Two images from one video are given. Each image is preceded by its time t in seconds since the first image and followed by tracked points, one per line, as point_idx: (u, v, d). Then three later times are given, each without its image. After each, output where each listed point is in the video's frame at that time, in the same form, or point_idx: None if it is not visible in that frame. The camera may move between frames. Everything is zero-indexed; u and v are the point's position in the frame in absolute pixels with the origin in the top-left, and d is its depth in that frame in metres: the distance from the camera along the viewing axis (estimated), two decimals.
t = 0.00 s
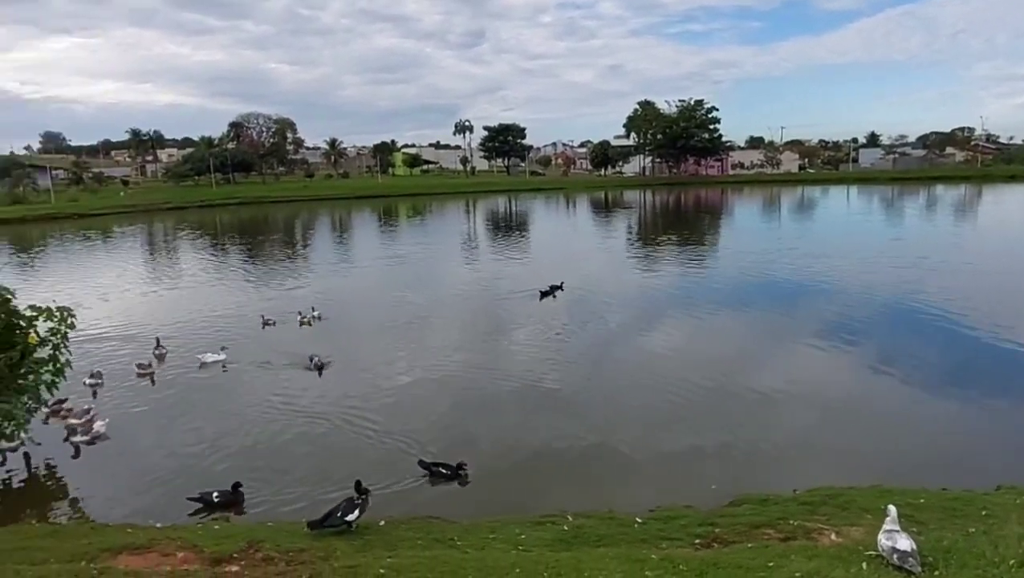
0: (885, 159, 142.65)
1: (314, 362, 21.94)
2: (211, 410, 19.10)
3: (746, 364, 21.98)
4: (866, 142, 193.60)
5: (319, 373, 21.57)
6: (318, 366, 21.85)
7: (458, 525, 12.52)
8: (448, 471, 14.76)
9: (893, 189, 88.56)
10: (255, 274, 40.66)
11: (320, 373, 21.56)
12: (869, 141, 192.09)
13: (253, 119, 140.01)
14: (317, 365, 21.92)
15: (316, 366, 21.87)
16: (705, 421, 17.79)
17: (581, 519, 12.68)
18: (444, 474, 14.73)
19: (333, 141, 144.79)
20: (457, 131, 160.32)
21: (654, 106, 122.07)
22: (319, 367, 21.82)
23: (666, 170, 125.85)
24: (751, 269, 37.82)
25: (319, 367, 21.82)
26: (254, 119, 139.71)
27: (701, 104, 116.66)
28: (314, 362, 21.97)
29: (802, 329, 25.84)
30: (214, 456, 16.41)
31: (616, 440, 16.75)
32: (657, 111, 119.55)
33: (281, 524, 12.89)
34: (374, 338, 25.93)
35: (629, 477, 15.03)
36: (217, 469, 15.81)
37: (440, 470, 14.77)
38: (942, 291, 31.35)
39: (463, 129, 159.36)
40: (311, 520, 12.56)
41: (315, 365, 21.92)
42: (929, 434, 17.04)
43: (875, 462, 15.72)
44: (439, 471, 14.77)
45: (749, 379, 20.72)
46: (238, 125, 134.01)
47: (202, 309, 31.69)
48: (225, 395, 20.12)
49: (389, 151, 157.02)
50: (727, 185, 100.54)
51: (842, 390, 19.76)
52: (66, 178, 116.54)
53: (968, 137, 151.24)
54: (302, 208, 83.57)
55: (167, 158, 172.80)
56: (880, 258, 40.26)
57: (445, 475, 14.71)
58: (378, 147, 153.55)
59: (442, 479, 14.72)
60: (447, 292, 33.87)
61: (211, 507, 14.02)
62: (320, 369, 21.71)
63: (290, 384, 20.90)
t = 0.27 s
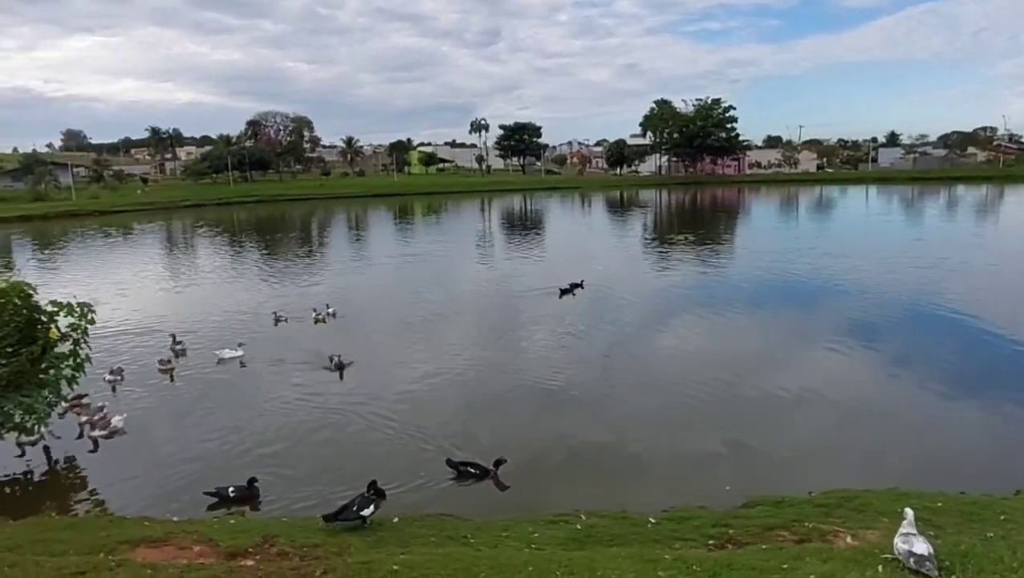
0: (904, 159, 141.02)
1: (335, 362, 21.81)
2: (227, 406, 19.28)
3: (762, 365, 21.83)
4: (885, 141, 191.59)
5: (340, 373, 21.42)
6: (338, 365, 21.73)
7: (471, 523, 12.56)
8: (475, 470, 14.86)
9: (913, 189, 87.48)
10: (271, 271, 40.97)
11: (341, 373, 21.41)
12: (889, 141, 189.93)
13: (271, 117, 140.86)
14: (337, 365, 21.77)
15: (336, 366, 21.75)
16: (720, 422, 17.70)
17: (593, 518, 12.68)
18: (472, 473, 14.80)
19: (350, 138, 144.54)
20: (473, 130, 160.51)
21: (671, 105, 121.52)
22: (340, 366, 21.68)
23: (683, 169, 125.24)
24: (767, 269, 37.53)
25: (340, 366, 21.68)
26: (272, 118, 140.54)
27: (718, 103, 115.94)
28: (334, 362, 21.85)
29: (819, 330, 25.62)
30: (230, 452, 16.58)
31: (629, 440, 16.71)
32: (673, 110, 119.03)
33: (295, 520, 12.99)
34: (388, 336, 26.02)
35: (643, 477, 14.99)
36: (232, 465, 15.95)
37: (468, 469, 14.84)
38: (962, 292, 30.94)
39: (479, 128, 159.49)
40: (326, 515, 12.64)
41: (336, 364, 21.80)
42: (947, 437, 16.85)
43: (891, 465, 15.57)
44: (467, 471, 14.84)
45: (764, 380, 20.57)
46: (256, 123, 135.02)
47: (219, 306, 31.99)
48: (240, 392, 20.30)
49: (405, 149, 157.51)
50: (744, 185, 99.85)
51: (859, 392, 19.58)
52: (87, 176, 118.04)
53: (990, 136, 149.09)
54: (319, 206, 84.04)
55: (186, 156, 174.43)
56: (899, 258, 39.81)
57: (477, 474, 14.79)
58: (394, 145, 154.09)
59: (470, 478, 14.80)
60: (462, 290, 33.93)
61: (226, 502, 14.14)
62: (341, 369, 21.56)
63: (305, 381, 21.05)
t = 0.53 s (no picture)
0: (918, 159, 139.97)
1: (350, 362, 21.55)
2: (236, 402, 19.38)
3: (771, 366, 21.73)
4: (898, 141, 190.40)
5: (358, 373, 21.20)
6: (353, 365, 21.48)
7: (478, 520, 12.59)
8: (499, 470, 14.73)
9: (927, 190, 86.78)
10: (282, 268, 41.16)
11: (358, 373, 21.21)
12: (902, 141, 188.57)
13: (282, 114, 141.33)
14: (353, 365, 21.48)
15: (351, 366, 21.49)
16: (729, 422, 17.66)
17: (601, 517, 12.67)
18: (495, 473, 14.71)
19: (360, 138, 145.79)
20: (483, 128, 160.58)
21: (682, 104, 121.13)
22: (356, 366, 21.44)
23: (693, 169, 124.84)
24: (778, 269, 37.35)
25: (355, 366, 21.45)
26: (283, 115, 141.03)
27: (730, 102, 115.47)
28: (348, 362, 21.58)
29: (829, 330, 25.49)
30: (239, 447, 16.68)
31: (637, 439, 16.68)
32: (684, 109, 118.67)
33: (304, 515, 13.06)
34: (397, 333, 26.09)
35: (651, 476, 14.96)
36: (242, 460, 16.06)
37: (492, 468, 14.76)
38: (975, 294, 30.68)
39: (490, 126, 159.54)
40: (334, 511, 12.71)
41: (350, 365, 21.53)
42: (958, 440, 16.73)
43: (902, 467, 15.47)
44: (490, 470, 14.76)
45: (774, 380, 20.49)
46: (267, 120, 135.66)
47: (230, 302, 32.17)
48: (250, 388, 20.40)
49: (415, 147, 157.78)
50: (755, 184, 99.41)
51: (870, 393, 19.47)
52: (100, 172, 119.02)
53: (1005, 137, 147.70)
54: (329, 203, 84.32)
55: (198, 153, 175.51)
56: (912, 259, 39.52)
57: (501, 473, 14.68)
58: (405, 143, 154.43)
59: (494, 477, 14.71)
60: (471, 288, 33.97)
61: (236, 497, 14.24)
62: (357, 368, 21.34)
63: (315, 377, 21.13)
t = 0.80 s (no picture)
0: (935, 159, 138.61)
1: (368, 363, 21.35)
2: (249, 398, 19.53)
3: (784, 366, 21.63)
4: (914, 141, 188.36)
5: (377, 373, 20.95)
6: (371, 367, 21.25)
7: (489, 517, 12.63)
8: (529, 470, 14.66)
9: (944, 190, 85.92)
10: (295, 265, 41.40)
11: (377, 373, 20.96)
12: (918, 141, 186.85)
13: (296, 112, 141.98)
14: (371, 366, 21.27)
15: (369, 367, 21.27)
16: (740, 423, 17.61)
17: (611, 515, 12.68)
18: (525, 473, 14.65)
19: (373, 135, 145.31)
20: (496, 127, 160.63)
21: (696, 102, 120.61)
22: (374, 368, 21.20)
23: (707, 168, 124.30)
24: (792, 269, 37.13)
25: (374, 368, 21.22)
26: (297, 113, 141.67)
27: (744, 101, 114.86)
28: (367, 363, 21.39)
29: (842, 331, 25.34)
30: (252, 443, 16.81)
31: (648, 439, 16.66)
32: (698, 108, 118.14)
33: (316, 511, 13.17)
34: (409, 330, 26.18)
35: (662, 476, 14.96)
36: (254, 455, 16.18)
37: (521, 468, 14.69)
38: (992, 295, 30.37)
39: (502, 125, 159.55)
40: (347, 507, 12.80)
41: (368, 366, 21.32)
42: (972, 442, 16.60)
43: (915, 469, 15.37)
44: (519, 469, 14.70)
45: (786, 381, 20.39)
46: (282, 118, 136.42)
47: (245, 298, 32.40)
48: (262, 384, 20.56)
49: (429, 145, 158.03)
50: (769, 184, 98.82)
51: (884, 395, 19.34)
52: (116, 169, 120.17)
53: None
54: (342, 201, 84.66)
55: (213, 150, 176.81)
56: (928, 260, 39.16)
57: (528, 473, 14.62)
58: (418, 141, 154.68)
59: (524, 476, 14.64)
60: (483, 286, 34.02)
61: (249, 492, 14.36)
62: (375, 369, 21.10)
63: (327, 374, 21.24)
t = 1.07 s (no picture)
0: (947, 158, 137.50)
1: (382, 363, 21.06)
2: (258, 394, 19.61)
3: (792, 366, 21.55)
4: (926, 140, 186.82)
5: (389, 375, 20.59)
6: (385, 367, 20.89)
7: (497, 515, 12.66)
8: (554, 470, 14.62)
9: (956, 189, 85.24)
10: (303, 262, 41.50)
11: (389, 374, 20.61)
12: (930, 140, 185.36)
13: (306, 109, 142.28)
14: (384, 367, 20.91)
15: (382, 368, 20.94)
16: (748, 423, 17.55)
17: (619, 513, 12.67)
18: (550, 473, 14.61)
19: (383, 134, 145.75)
20: (506, 125, 160.48)
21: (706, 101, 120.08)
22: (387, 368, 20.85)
23: (717, 167, 123.79)
24: (801, 268, 36.95)
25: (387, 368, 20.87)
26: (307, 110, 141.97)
27: (755, 99, 114.30)
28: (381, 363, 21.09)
29: (852, 331, 25.21)
30: (260, 439, 16.89)
31: (656, 438, 16.65)
32: (708, 106, 117.64)
33: (324, 507, 13.23)
34: (417, 328, 26.22)
35: (669, 475, 14.94)
36: (264, 451, 16.27)
37: (546, 468, 14.66)
38: (1004, 295, 30.14)
39: (511, 123, 159.36)
40: (356, 502, 12.83)
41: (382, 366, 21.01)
42: (983, 443, 16.50)
43: (925, 470, 15.29)
44: (544, 469, 14.66)
45: (794, 381, 20.30)
46: (291, 116, 136.77)
47: (254, 295, 32.54)
48: (271, 381, 20.63)
49: (438, 143, 158.10)
50: (780, 183, 98.32)
51: (893, 395, 19.24)
52: (127, 166, 120.88)
53: None
54: (351, 199, 84.81)
55: (223, 147, 177.49)
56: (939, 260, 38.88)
57: (554, 473, 14.58)
58: (427, 138, 154.73)
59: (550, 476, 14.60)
60: (491, 284, 34.02)
61: (258, 487, 14.44)
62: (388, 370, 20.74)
63: (336, 371, 21.30)
